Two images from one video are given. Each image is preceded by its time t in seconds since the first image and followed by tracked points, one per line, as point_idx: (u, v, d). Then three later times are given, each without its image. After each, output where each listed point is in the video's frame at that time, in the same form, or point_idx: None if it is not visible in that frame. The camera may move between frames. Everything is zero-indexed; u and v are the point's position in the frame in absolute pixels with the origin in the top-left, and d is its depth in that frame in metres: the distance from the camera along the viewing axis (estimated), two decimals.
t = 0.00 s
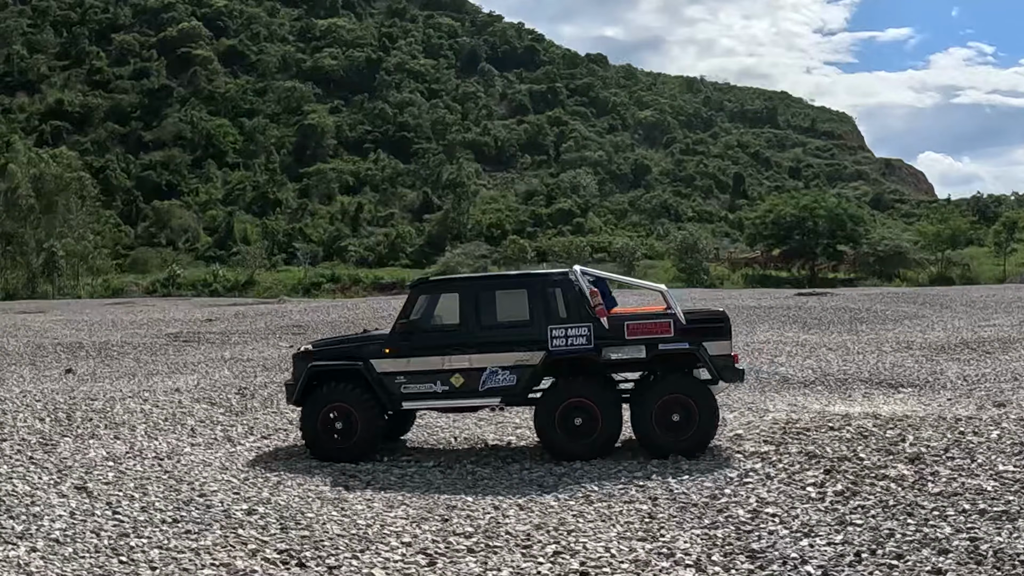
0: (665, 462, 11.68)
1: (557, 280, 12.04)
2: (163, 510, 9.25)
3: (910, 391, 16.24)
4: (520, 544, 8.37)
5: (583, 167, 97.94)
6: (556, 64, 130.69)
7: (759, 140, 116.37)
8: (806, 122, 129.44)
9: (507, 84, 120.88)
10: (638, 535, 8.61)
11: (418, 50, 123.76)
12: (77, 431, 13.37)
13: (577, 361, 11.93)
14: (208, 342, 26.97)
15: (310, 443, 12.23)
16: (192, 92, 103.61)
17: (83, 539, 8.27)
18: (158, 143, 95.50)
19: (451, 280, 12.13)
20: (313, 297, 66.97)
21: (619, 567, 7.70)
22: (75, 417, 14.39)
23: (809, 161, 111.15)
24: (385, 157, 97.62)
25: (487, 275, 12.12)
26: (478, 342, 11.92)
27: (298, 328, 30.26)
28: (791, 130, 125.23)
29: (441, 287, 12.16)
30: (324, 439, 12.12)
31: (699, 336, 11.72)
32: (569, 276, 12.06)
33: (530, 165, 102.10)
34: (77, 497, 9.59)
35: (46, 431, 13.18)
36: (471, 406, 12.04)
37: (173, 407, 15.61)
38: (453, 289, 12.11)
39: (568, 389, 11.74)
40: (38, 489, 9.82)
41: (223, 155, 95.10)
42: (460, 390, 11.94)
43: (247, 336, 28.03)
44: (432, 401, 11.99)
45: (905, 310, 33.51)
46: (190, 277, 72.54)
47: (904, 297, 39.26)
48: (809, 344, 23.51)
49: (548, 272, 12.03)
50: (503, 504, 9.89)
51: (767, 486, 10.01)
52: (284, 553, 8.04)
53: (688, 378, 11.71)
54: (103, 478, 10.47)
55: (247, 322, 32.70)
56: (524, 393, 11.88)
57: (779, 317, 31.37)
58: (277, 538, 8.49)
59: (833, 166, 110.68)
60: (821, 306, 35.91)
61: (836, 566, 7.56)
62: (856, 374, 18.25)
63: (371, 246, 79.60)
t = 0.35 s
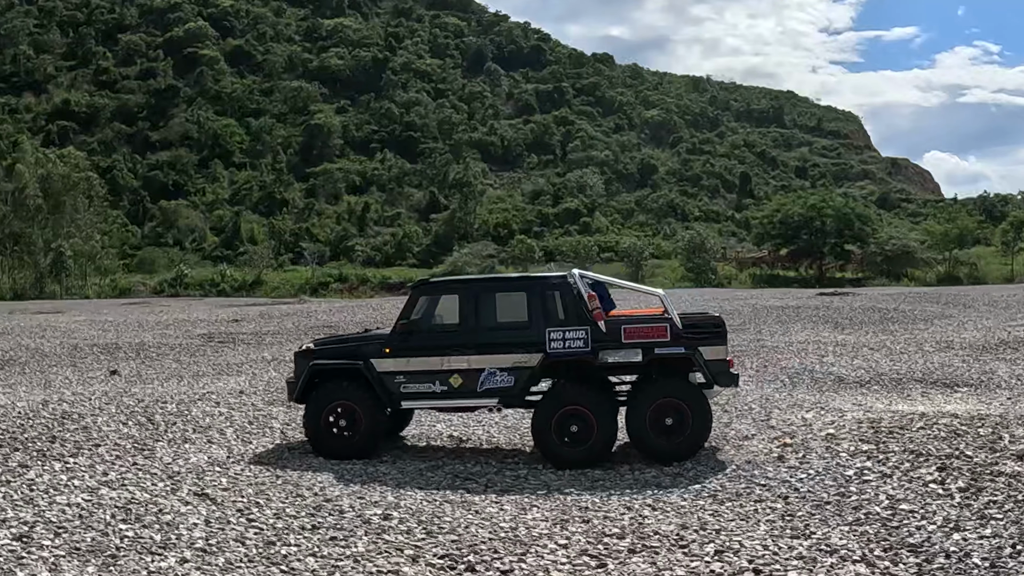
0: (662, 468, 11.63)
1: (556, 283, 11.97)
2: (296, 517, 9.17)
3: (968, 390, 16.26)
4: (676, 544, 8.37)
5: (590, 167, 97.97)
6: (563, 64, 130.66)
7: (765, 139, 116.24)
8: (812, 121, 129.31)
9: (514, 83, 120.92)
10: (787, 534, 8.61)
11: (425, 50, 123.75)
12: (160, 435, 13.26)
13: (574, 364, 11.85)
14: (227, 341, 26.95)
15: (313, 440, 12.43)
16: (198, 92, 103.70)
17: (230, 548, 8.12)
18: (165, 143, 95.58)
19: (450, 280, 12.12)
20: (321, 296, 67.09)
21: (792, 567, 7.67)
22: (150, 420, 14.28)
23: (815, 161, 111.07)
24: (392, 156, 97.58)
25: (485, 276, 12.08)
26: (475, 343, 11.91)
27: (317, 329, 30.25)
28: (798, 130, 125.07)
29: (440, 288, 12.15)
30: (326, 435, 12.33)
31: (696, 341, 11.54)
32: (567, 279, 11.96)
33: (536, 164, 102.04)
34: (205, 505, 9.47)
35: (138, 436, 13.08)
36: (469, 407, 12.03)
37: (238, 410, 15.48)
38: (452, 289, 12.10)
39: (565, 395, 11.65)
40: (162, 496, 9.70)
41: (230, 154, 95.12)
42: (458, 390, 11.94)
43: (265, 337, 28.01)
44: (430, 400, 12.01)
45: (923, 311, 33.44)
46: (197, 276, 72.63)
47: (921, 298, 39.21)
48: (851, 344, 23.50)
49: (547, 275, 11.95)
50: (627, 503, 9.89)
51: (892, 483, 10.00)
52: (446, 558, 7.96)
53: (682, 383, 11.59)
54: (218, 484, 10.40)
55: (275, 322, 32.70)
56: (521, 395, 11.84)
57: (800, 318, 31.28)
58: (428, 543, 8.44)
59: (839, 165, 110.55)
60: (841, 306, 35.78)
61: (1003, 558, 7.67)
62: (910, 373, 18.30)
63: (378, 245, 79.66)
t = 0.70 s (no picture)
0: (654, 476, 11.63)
1: (557, 289, 12.05)
2: (432, 522, 9.14)
3: (1023, 390, 16.41)
4: (823, 541, 8.42)
5: (596, 166, 97.98)
6: (569, 63, 130.64)
7: (771, 138, 116.12)
8: (818, 121, 129.22)
9: (520, 83, 120.93)
10: (927, 531, 8.68)
11: (431, 49, 123.73)
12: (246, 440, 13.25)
13: (572, 369, 11.92)
14: (248, 342, 26.92)
15: (311, 434, 12.45)
16: (204, 91, 103.78)
17: (385, 556, 8.03)
18: (171, 143, 95.65)
19: (454, 282, 12.19)
20: (328, 296, 67.17)
21: (950, 563, 7.74)
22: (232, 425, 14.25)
23: (821, 160, 110.96)
24: (398, 156, 97.58)
25: (487, 279, 12.16)
26: (476, 343, 11.96)
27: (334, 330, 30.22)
28: (804, 130, 124.96)
29: (443, 289, 12.23)
30: (323, 432, 12.33)
31: (692, 352, 11.56)
32: (568, 286, 12.05)
33: (543, 163, 101.99)
34: (334, 513, 9.41)
35: (233, 442, 13.07)
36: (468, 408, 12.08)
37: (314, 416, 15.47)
38: (455, 290, 12.18)
39: (560, 397, 11.74)
40: (289, 504, 9.64)
41: (236, 154, 95.10)
42: (457, 391, 11.98)
43: (283, 338, 27.97)
44: (429, 400, 12.06)
45: (942, 312, 33.40)
46: (204, 276, 72.70)
47: (937, 299, 39.18)
48: (884, 345, 23.54)
49: (549, 281, 12.04)
50: (749, 503, 9.92)
51: (1004, 479, 10.19)
52: (607, 560, 7.96)
53: (678, 392, 11.59)
54: (338, 491, 10.40)
55: (300, 323, 32.71)
56: (518, 398, 11.89)
57: (819, 319, 31.37)
58: (579, 546, 8.43)
59: (845, 165, 110.46)
60: (856, 307, 35.86)
61: None
62: (962, 373, 18.40)
63: (384, 245, 79.67)
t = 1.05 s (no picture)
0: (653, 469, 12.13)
1: (559, 288, 12.48)
2: (575, 521, 9.24)
3: None
4: (963, 534, 8.69)
5: (602, 166, 98.02)
6: (575, 62, 130.57)
7: (778, 138, 116.08)
8: (824, 120, 129.15)
9: (526, 83, 121.01)
10: None
11: (437, 49, 123.76)
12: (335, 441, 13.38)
13: (573, 365, 12.35)
14: (267, 342, 26.90)
15: (314, 427, 12.85)
16: (211, 91, 103.86)
17: (546, 555, 8.16)
18: (177, 143, 95.71)
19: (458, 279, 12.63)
20: (335, 295, 67.26)
21: None
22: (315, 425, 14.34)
23: (827, 159, 110.84)
24: (405, 156, 97.58)
25: (490, 277, 12.59)
26: (478, 339, 12.38)
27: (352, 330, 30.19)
28: (810, 129, 124.92)
29: (447, 287, 12.66)
30: (329, 425, 12.77)
31: (691, 350, 12.04)
32: (570, 285, 12.51)
33: (549, 163, 101.94)
34: (473, 514, 9.46)
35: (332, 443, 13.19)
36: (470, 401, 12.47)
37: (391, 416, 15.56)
38: (458, 288, 12.61)
39: (562, 392, 12.19)
40: (423, 506, 9.68)
41: (242, 154, 95.00)
42: (459, 385, 12.37)
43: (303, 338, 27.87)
44: (432, 394, 12.45)
45: (958, 312, 33.43)
46: (211, 275, 72.79)
47: (951, 299, 39.23)
48: (915, 345, 23.67)
49: (551, 280, 12.48)
50: (872, 497, 10.19)
51: None
52: (765, 555, 8.16)
53: (675, 389, 12.08)
54: (465, 491, 10.46)
55: (328, 322, 32.65)
56: (520, 393, 12.31)
57: (837, 320, 31.38)
58: (730, 541, 8.60)
59: (851, 164, 110.32)
60: (872, 307, 35.89)
61: None
62: (1010, 373, 18.63)
63: (391, 245, 79.68)
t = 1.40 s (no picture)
0: (653, 455, 13.08)
1: (561, 276, 13.51)
2: (742, 510, 10.00)
3: None
4: None
5: (610, 165, 98.04)
6: (582, 62, 130.50)
7: (785, 137, 116.02)
8: (831, 119, 129.00)
9: (534, 82, 121.06)
10: None
11: (444, 49, 123.80)
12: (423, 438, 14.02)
13: (576, 353, 13.36)
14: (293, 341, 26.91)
15: (318, 412, 13.86)
16: (218, 91, 103.97)
17: (734, 543, 8.88)
18: (185, 142, 95.82)
19: (461, 268, 13.67)
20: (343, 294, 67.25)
21: None
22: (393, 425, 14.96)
23: (834, 159, 110.69)
24: (413, 155, 97.61)
25: (493, 267, 13.64)
26: (481, 326, 13.41)
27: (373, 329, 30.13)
28: (818, 128, 124.83)
29: (450, 277, 13.71)
30: (332, 413, 13.78)
31: (691, 338, 13.05)
32: (573, 273, 13.51)
33: (557, 162, 101.90)
34: (636, 504, 10.20)
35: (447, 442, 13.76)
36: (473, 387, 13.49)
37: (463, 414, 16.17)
38: (461, 278, 13.65)
39: (566, 380, 13.17)
40: (585, 498, 10.40)
41: (250, 153, 94.96)
42: (462, 371, 13.41)
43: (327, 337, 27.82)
44: (435, 379, 13.48)
45: (980, 311, 33.46)
46: (220, 275, 72.92)
47: (971, 298, 39.19)
48: (949, 344, 23.92)
49: (553, 268, 13.50)
50: (1003, 484, 11.14)
51: None
52: (941, 538, 8.99)
53: (675, 377, 13.06)
54: (618, 483, 11.10)
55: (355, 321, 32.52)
56: (522, 379, 13.31)
57: (859, 319, 31.40)
58: (897, 526, 9.41)
59: (858, 163, 110.16)
60: (890, 306, 35.91)
61: None
62: None
63: (399, 244, 79.67)
